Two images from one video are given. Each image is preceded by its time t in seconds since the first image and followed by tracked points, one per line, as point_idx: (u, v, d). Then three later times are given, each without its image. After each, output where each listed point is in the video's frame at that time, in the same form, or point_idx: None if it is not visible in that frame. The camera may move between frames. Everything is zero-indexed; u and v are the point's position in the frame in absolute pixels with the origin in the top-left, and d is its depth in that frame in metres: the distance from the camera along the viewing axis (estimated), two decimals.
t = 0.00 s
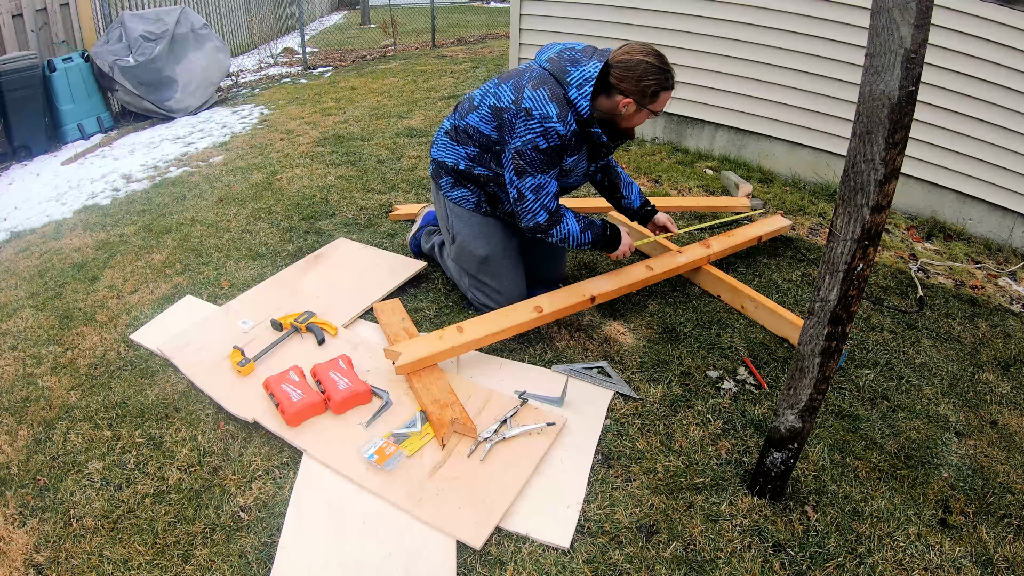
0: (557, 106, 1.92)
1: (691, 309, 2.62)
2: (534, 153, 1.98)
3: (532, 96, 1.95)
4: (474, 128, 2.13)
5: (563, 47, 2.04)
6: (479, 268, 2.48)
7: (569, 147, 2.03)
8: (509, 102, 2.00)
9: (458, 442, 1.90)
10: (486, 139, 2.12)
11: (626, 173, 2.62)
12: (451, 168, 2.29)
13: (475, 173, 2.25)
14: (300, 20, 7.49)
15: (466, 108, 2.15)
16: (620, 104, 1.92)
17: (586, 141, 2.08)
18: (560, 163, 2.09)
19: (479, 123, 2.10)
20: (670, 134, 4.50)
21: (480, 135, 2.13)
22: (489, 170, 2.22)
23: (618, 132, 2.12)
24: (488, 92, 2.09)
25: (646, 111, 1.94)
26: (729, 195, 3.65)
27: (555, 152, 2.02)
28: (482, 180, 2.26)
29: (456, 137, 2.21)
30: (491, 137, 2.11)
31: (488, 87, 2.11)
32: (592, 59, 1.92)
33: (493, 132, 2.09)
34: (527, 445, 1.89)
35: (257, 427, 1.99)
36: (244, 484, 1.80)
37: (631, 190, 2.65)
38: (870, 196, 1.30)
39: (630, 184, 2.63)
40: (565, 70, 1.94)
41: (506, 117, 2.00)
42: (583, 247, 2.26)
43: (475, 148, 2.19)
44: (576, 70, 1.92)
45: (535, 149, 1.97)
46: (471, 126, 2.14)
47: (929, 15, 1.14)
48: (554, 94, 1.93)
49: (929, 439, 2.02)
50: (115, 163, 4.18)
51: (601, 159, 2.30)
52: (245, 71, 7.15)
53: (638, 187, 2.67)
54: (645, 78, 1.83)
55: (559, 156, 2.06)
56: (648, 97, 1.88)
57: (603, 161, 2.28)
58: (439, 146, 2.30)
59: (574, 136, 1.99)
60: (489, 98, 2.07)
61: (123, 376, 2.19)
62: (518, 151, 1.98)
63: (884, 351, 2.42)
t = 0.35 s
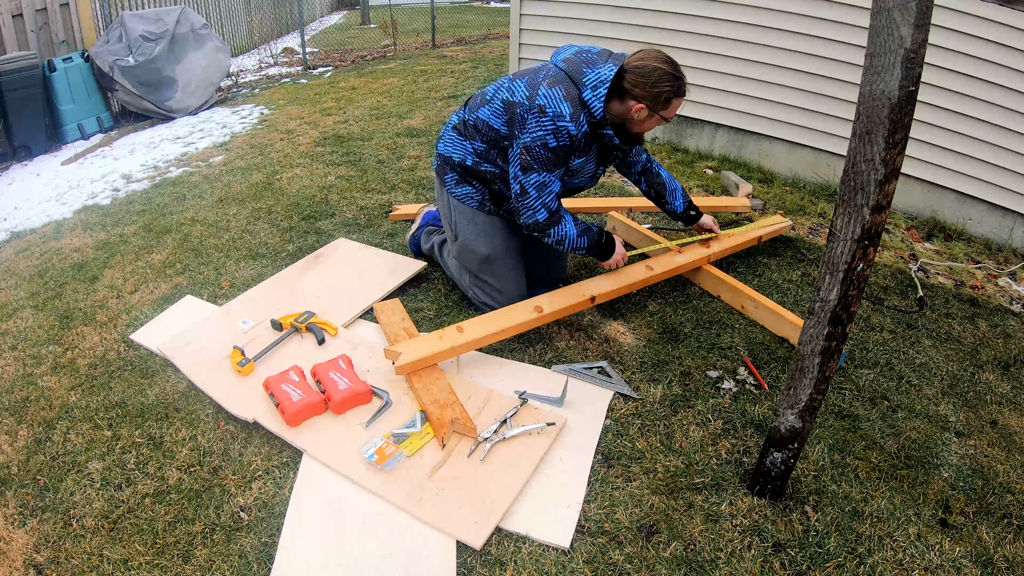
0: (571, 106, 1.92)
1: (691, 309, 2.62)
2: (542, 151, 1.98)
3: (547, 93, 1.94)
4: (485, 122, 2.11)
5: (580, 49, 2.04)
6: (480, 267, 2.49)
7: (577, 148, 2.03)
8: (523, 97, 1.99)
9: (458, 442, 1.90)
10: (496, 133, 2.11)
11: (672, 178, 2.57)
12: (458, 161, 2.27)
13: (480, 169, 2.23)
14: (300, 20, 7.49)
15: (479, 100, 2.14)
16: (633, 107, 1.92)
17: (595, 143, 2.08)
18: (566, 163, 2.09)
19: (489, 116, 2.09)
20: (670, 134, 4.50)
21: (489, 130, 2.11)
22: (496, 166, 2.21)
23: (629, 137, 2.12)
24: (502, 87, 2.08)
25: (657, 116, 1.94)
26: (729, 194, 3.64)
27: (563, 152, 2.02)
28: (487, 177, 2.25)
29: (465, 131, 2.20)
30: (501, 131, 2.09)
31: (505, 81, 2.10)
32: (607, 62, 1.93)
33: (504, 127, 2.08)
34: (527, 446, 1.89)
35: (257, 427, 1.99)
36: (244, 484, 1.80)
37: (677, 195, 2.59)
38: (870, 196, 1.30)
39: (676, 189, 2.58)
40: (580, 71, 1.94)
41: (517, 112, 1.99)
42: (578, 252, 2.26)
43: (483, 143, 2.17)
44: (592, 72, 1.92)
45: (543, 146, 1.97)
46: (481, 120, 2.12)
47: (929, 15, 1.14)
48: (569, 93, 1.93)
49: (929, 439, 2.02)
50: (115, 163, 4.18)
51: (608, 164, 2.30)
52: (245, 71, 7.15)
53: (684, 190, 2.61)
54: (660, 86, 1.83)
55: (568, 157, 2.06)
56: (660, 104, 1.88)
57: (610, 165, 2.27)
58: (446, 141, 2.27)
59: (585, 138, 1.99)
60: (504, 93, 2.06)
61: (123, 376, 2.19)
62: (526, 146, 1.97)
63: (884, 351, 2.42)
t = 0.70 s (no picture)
0: (576, 107, 1.92)
1: (691, 309, 2.62)
2: (546, 150, 1.98)
3: (552, 93, 1.95)
4: (489, 122, 2.12)
5: (585, 49, 2.05)
6: (481, 268, 2.49)
7: (581, 148, 2.03)
8: (528, 97, 2.00)
9: (458, 443, 1.90)
10: (499, 134, 2.11)
11: (671, 181, 2.57)
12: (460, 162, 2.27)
13: (482, 170, 2.24)
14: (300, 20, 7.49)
15: (483, 101, 2.15)
16: (639, 110, 1.91)
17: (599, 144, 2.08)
18: (570, 163, 2.09)
19: (492, 116, 2.11)
20: (670, 134, 4.50)
21: (492, 130, 2.13)
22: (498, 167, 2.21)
23: (633, 139, 2.11)
24: (505, 87, 2.09)
25: (663, 118, 1.93)
26: (729, 194, 3.64)
27: (567, 153, 2.02)
28: (488, 179, 2.25)
29: (467, 132, 2.21)
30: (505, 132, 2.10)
31: (509, 82, 2.11)
32: (612, 63, 1.94)
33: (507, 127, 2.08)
34: (527, 446, 1.89)
35: (257, 427, 1.99)
36: (244, 484, 1.80)
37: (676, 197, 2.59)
38: (870, 196, 1.30)
39: (674, 193, 2.58)
40: (585, 72, 1.95)
41: (522, 112, 2.00)
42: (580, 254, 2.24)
43: (485, 143, 2.17)
44: (598, 72, 1.92)
45: (547, 146, 1.97)
46: (484, 120, 2.14)
47: (929, 14, 1.14)
48: (574, 93, 1.93)
49: (929, 439, 2.01)
50: (115, 163, 4.18)
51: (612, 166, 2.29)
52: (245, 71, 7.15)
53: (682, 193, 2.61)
54: (665, 87, 1.83)
55: (571, 158, 2.06)
56: (666, 106, 1.87)
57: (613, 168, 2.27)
58: (447, 141, 2.28)
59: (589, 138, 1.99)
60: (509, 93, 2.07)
61: (123, 376, 2.19)
62: (529, 146, 1.98)
63: (884, 351, 2.42)
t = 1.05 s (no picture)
0: (565, 107, 1.93)
1: (691, 309, 2.62)
2: (535, 150, 1.98)
3: (541, 93, 1.95)
4: (480, 122, 2.11)
5: (577, 47, 2.04)
6: (480, 268, 2.48)
7: (571, 149, 2.03)
8: (517, 97, 2.00)
9: (458, 442, 1.90)
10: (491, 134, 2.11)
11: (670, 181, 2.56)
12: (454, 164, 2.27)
13: (477, 172, 2.24)
14: (300, 20, 7.49)
15: (476, 100, 2.15)
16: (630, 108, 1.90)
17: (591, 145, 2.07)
18: (561, 164, 2.09)
19: (484, 117, 2.10)
20: (670, 134, 4.50)
21: (484, 131, 2.12)
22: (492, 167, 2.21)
23: (626, 139, 2.10)
24: (496, 87, 2.09)
25: (655, 117, 1.93)
26: (729, 194, 3.65)
27: (556, 153, 2.02)
28: (484, 180, 2.25)
29: (461, 132, 2.20)
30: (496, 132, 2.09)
31: (501, 82, 2.11)
32: (604, 62, 1.93)
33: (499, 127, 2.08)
34: (527, 446, 1.89)
35: (256, 427, 1.99)
36: (244, 484, 1.80)
37: (674, 197, 2.58)
38: (870, 196, 1.30)
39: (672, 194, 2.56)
40: (576, 71, 1.94)
41: (511, 112, 2.00)
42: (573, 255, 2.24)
43: (478, 144, 2.17)
44: (588, 72, 1.92)
45: (536, 147, 1.97)
46: (476, 121, 2.13)
47: (929, 14, 1.14)
48: (563, 93, 1.93)
49: (928, 438, 2.02)
50: (115, 163, 4.18)
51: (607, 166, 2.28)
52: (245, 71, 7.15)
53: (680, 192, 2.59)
54: (658, 87, 1.82)
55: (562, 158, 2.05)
56: (658, 105, 1.86)
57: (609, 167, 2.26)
58: (442, 142, 2.28)
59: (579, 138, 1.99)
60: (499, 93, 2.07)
61: (123, 376, 2.19)
62: (519, 146, 1.98)
63: (885, 351, 2.42)
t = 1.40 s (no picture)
0: (550, 105, 1.92)
1: (691, 309, 2.62)
2: (514, 148, 1.96)
3: (526, 91, 1.95)
4: (470, 121, 2.10)
5: (568, 46, 2.04)
6: (478, 268, 2.49)
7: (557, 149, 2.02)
8: (504, 94, 2.00)
9: (458, 443, 1.90)
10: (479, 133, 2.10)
11: (641, 173, 2.57)
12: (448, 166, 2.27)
13: (472, 174, 2.23)
14: (300, 20, 7.49)
15: (469, 100, 2.15)
16: (604, 102, 1.89)
17: (579, 145, 2.06)
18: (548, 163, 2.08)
19: (475, 118, 2.09)
20: (670, 134, 4.50)
21: (475, 131, 2.11)
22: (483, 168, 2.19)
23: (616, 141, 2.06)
24: (487, 87, 2.09)
25: (629, 121, 1.90)
26: (729, 194, 3.65)
27: (538, 151, 2.00)
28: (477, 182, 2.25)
29: (455, 134, 2.20)
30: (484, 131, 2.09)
31: (493, 81, 2.10)
32: (592, 62, 1.93)
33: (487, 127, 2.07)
34: (527, 446, 1.89)
35: (256, 427, 1.99)
36: (244, 484, 1.80)
37: (643, 190, 2.59)
38: (870, 196, 1.30)
39: (642, 186, 2.58)
40: (564, 70, 1.94)
41: (497, 109, 2.00)
42: (537, 266, 2.20)
43: (470, 145, 2.16)
44: (576, 71, 1.92)
45: (516, 144, 1.95)
46: (468, 122, 2.12)
47: (930, 14, 1.14)
48: (548, 92, 1.93)
49: (928, 438, 2.02)
50: (115, 163, 4.18)
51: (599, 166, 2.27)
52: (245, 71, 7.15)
53: (652, 188, 2.60)
54: (636, 87, 1.81)
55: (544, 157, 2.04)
56: (632, 107, 1.85)
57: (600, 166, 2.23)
58: (438, 145, 2.28)
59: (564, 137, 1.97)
60: (489, 93, 2.06)
61: (123, 376, 2.19)
62: (499, 143, 1.97)
63: (884, 351, 2.42)
